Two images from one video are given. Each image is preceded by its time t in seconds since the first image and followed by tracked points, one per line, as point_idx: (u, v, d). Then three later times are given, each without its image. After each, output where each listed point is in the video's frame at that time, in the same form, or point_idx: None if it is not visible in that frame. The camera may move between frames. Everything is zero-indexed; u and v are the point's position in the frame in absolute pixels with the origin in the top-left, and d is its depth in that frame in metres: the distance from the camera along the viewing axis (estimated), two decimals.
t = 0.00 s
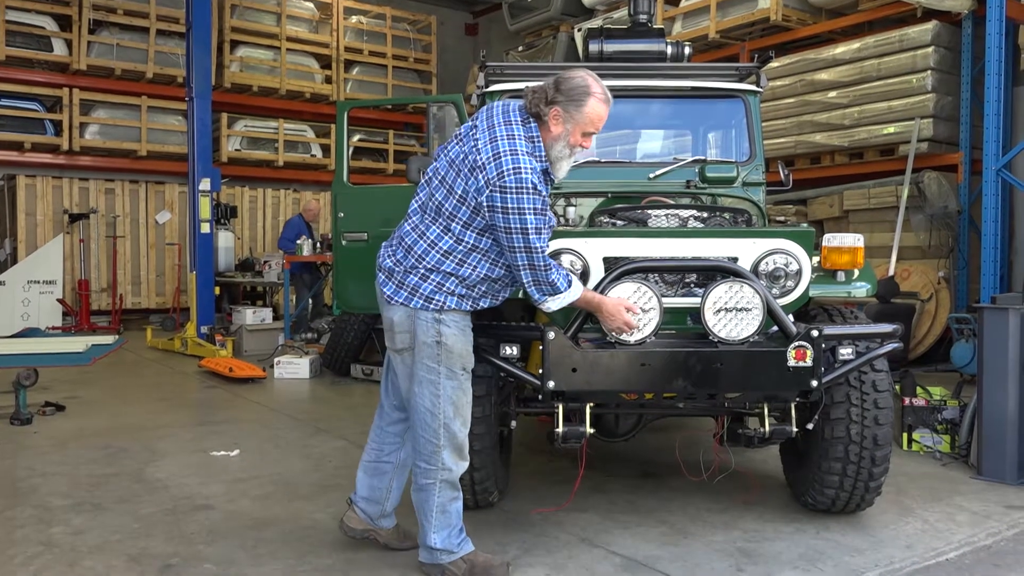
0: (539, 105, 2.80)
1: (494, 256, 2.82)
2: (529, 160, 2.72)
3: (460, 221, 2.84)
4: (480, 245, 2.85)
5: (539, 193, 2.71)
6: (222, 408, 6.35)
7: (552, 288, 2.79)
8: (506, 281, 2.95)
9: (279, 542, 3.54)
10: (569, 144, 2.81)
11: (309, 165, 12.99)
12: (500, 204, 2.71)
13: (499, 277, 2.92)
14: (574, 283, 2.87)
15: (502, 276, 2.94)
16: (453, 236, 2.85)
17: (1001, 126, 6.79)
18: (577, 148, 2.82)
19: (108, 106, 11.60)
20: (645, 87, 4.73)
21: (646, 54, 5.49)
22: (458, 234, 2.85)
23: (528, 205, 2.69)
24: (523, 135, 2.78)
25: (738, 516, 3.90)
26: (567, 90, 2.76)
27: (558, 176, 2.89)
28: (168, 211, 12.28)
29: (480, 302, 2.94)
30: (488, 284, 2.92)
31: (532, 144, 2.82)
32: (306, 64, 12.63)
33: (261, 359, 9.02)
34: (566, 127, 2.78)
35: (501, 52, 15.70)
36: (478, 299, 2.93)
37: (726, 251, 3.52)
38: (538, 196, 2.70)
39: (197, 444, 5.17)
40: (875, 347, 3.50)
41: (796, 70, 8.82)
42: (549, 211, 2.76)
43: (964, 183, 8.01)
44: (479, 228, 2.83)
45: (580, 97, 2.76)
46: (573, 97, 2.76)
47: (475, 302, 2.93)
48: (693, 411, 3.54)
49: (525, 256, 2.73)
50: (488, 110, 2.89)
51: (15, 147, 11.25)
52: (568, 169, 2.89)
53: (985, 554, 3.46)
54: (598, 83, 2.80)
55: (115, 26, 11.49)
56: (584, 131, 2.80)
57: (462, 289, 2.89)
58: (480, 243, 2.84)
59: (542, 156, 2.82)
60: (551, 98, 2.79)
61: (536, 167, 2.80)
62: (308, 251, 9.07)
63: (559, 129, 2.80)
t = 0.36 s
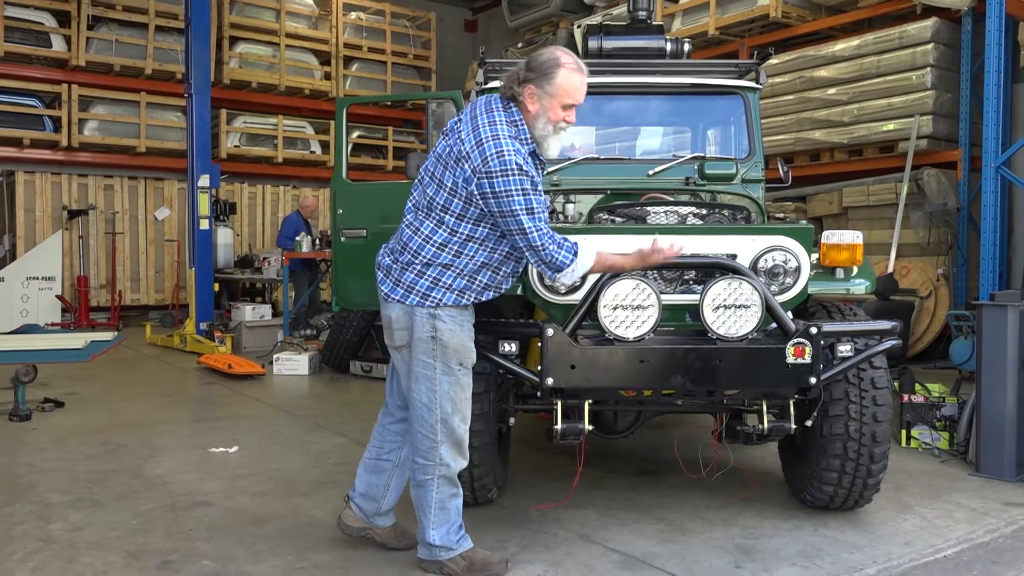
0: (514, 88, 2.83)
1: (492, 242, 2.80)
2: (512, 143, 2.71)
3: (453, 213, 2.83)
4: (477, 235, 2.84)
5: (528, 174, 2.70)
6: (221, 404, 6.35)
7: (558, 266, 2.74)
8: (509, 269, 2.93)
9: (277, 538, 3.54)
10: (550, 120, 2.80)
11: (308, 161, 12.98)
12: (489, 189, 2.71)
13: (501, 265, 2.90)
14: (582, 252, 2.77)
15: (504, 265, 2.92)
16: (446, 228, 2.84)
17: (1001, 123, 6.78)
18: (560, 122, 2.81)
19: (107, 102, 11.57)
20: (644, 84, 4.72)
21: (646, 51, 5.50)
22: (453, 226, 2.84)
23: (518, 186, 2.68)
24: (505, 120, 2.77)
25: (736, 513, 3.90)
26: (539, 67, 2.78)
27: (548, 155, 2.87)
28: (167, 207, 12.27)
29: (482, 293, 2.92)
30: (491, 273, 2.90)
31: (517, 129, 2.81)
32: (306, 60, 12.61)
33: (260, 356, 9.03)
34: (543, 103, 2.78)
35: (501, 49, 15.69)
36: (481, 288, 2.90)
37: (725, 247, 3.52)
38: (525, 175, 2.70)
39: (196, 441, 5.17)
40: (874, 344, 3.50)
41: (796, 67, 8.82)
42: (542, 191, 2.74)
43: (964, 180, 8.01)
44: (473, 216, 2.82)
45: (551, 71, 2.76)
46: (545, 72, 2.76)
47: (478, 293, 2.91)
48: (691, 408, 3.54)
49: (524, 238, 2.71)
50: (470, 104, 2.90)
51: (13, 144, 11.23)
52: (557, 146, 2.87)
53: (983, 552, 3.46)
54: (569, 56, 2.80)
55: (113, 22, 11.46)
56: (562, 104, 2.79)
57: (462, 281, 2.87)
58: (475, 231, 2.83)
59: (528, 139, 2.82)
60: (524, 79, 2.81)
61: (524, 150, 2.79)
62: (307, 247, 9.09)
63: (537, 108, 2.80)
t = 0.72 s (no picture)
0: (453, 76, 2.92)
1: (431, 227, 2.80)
2: (451, 122, 2.76)
3: (409, 201, 2.89)
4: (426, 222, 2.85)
5: (459, 153, 2.70)
6: (221, 402, 6.35)
7: (465, 253, 2.65)
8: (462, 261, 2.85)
9: (277, 536, 3.54)
10: (488, 88, 2.81)
11: (308, 159, 12.98)
12: (420, 168, 2.75)
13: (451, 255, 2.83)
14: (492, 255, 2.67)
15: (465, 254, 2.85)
16: (404, 217, 2.90)
17: (1002, 122, 6.78)
18: (497, 87, 2.80)
19: (107, 100, 11.57)
20: (643, 82, 4.72)
21: (646, 48, 5.50)
22: (409, 215, 2.89)
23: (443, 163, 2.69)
24: (448, 105, 2.84)
25: (736, 512, 3.90)
26: (462, 46, 2.86)
27: (501, 122, 2.85)
28: (168, 205, 12.27)
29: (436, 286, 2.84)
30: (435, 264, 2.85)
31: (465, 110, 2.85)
32: (306, 58, 12.60)
33: (260, 353, 9.03)
34: (475, 76, 2.82)
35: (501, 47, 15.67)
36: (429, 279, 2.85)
37: (725, 246, 3.51)
38: (455, 150, 2.70)
39: (196, 438, 5.18)
40: (874, 342, 3.49)
41: (796, 65, 8.82)
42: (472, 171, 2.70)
43: (964, 178, 8.03)
44: (416, 202, 2.84)
45: (472, 43, 2.81)
46: (467, 48, 2.83)
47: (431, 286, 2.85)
48: (691, 407, 3.54)
49: (443, 218, 2.68)
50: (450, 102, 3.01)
51: (13, 141, 11.22)
52: (508, 110, 2.84)
53: (983, 550, 3.46)
54: (490, 26, 2.83)
55: (114, 19, 11.46)
56: (491, 69, 2.80)
57: (413, 271, 2.85)
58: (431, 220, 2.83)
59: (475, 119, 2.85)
60: (455, 62, 2.88)
61: (469, 130, 2.81)
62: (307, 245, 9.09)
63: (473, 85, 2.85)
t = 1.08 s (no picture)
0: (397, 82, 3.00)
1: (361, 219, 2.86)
2: (380, 119, 2.88)
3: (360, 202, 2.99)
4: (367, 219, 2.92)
5: (377, 143, 2.79)
6: (221, 402, 6.35)
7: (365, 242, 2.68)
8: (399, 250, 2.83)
9: (277, 537, 3.53)
10: (422, 85, 2.86)
11: (308, 159, 12.98)
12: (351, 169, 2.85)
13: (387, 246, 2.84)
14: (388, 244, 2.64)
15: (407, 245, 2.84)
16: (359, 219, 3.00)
17: (1003, 124, 6.76)
18: (432, 82, 2.85)
19: (108, 99, 11.57)
20: (643, 83, 4.71)
21: (646, 49, 5.49)
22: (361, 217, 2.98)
23: (361, 155, 2.79)
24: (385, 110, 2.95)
25: (737, 513, 3.89)
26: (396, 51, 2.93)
27: (443, 115, 2.89)
28: (168, 205, 12.27)
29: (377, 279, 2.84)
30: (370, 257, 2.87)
31: (403, 109, 2.95)
32: (306, 58, 12.59)
33: (260, 354, 9.02)
34: (409, 76, 2.88)
35: (502, 47, 15.68)
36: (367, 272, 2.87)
37: (726, 247, 3.51)
38: (374, 143, 2.78)
39: (195, 439, 5.18)
40: (875, 344, 3.49)
41: (797, 66, 8.81)
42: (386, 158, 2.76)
43: (966, 180, 8.01)
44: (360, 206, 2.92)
45: (405, 43, 2.87)
46: (400, 50, 2.90)
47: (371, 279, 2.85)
48: (691, 408, 3.54)
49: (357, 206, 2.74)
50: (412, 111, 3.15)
51: (14, 141, 11.22)
52: (447, 103, 2.88)
53: (984, 553, 3.45)
54: (422, 26, 2.90)
55: (114, 19, 11.45)
56: (424, 66, 2.86)
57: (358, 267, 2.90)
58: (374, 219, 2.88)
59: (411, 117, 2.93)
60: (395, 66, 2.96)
61: (401, 125, 2.90)
62: (307, 246, 9.07)
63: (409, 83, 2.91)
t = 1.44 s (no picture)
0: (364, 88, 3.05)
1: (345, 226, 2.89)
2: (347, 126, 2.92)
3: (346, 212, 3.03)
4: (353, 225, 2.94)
5: (341, 147, 2.82)
6: (221, 404, 6.34)
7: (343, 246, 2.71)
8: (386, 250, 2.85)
9: (277, 540, 3.53)
10: (381, 88, 2.90)
11: (309, 162, 13.00)
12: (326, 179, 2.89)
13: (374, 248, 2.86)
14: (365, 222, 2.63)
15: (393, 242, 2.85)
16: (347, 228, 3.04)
17: (1003, 126, 6.76)
18: (387, 84, 2.88)
19: (108, 102, 11.58)
20: (643, 85, 4.71)
21: (646, 52, 5.49)
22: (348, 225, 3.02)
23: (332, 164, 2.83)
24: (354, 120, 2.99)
25: (737, 516, 3.89)
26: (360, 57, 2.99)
27: (403, 116, 2.91)
28: (168, 207, 12.27)
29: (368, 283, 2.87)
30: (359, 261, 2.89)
31: (371, 115, 2.98)
32: (307, 60, 12.59)
33: (260, 356, 9.03)
34: (369, 80, 2.93)
35: (502, 49, 15.69)
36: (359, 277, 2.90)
37: (726, 249, 3.52)
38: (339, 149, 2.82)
39: (195, 441, 5.18)
40: (875, 346, 3.49)
41: (796, 69, 8.82)
42: (354, 161, 2.79)
43: (965, 182, 8.01)
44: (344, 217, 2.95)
45: (363, 48, 2.93)
46: (361, 55, 2.95)
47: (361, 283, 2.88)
48: (691, 410, 3.54)
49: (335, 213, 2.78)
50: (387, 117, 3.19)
51: (14, 144, 11.22)
52: (405, 103, 2.90)
53: (984, 555, 3.45)
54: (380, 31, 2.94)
55: (114, 22, 11.45)
56: (381, 70, 2.90)
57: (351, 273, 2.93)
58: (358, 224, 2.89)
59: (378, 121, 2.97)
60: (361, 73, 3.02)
61: (370, 128, 2.93)
62: (307, 248, 9.08)
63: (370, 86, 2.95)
